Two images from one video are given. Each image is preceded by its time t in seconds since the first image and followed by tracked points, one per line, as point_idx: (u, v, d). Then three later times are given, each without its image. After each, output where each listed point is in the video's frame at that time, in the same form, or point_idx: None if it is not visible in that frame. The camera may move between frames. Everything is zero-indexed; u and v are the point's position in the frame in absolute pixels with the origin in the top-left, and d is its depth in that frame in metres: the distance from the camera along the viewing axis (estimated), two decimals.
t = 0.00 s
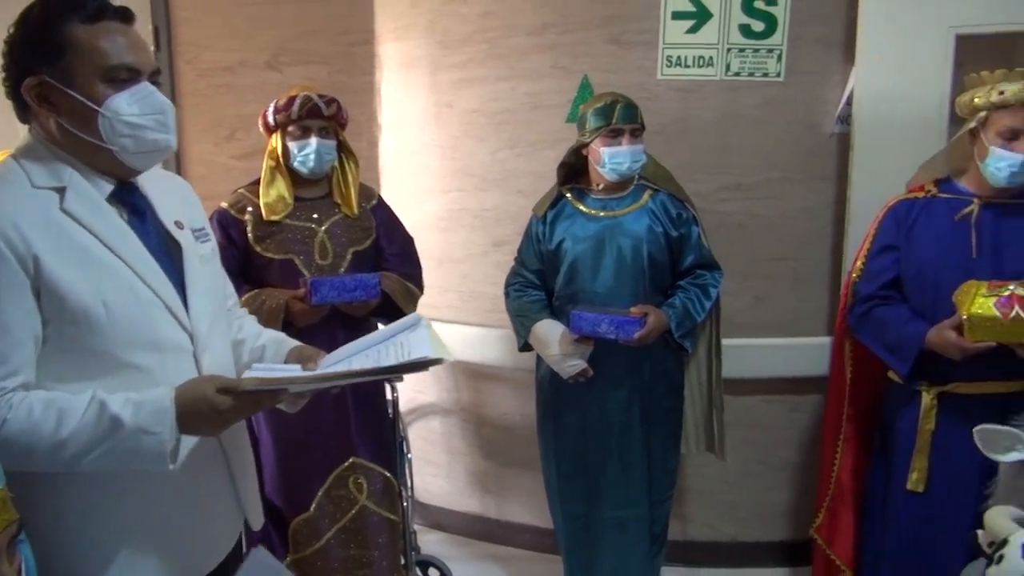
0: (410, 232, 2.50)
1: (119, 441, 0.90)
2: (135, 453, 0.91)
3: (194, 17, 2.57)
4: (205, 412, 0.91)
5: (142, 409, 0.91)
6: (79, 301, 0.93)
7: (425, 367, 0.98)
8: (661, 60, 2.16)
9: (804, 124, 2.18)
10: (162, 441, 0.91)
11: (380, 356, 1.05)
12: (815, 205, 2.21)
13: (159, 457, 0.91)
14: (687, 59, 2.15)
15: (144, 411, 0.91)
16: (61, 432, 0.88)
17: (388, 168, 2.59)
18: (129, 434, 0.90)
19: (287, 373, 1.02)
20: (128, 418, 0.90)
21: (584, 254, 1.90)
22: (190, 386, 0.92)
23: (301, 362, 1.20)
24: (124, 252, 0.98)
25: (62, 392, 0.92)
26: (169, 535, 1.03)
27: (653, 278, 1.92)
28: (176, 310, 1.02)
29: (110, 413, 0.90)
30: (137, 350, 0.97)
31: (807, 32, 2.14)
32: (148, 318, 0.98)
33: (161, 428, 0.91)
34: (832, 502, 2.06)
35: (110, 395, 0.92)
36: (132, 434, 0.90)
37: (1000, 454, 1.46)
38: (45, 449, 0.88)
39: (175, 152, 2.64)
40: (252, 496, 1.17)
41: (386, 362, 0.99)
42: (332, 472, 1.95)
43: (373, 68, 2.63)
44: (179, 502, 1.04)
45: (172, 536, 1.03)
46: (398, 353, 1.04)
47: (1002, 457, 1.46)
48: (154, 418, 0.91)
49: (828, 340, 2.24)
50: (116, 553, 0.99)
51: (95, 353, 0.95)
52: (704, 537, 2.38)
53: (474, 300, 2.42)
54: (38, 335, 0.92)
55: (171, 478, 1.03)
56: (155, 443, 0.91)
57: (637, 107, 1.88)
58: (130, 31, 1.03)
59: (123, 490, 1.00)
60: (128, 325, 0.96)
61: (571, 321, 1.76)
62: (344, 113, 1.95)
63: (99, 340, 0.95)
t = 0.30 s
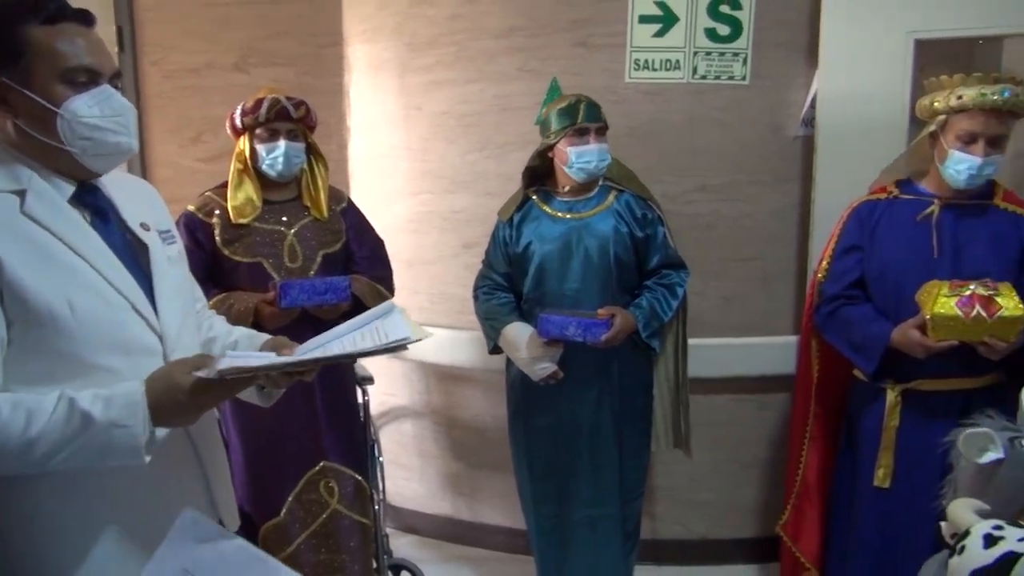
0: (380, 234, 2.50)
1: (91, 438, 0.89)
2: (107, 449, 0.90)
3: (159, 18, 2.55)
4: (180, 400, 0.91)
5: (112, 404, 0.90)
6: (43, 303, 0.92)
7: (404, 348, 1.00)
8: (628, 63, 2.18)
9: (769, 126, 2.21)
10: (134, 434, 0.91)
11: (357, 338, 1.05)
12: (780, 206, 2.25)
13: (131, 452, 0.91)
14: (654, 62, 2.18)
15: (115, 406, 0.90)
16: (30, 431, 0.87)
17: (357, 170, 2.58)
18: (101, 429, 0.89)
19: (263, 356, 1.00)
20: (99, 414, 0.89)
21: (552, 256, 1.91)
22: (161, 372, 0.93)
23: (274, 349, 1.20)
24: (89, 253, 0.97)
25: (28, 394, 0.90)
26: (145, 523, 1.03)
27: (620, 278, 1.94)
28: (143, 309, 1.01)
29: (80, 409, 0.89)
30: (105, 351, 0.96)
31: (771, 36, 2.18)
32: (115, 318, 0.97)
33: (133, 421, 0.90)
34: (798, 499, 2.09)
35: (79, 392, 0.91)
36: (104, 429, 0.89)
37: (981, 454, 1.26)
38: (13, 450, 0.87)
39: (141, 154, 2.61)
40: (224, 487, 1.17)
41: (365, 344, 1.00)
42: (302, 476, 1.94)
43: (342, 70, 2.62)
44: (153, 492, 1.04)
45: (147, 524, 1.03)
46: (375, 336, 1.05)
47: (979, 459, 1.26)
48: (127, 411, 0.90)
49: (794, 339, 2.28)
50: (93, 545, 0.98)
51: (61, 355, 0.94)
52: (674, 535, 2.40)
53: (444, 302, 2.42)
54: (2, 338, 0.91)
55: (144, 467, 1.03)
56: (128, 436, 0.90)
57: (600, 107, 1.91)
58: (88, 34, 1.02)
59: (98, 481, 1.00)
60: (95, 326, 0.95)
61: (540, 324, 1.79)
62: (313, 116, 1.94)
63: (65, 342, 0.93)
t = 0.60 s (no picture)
0: (352, 236, 2.48)
1: (34, 424, 0.90)
2: (49, 435, 0.90)
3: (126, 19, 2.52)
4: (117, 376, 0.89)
5: (47, 392, 0.90)
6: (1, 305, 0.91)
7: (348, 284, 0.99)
8: (598, 65, 2.20)
9: (737, 128, 2.24)
10: (73, 418, 0.89)
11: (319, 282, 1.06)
12: (749, 206, 2.28)
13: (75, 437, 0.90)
14: (624, 64, 2.19)
15: (49, 393, 0.89)
16: None
17: (327, 172, 2.57)
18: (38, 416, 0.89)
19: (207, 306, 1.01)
20: (33, 402, 0.89)
21: (522, 257, 1.91)
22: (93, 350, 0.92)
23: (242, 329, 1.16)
24: (49, 255, 0.97)
25: None
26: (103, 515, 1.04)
27: (587, 277, 1.96)
28: (103, 308, 1.00)
29: (15, 398, 0.89)
30: (66, 354, 0.95)
31: (738, 39, 2.21)
32: (75, 319, 0.96)
33: (70, 406, 0.89)
34: (768, 496, 2.12)
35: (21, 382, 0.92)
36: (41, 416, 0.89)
37: (946, 448, 1.28)
38: None
39: (106, 156, 2.57)
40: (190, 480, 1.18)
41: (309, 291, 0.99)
42: (273, 481, 1.92)
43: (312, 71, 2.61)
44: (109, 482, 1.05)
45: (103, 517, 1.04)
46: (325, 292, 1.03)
47: (944, 452, 1.28)
48: (61, 398, 0.89)
49: (762, 337, 2.31)
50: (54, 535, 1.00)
51: (21, 358, 0.93)
52: (647, 533, 2.42)
53: (417, 304, 2.42)
54: None
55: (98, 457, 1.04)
56: (68, 422, 0.89)
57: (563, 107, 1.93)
58: (50, 29, 1.05)
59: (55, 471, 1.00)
60: (50, 323, 0.94)
61: (511, 327, 1.80)
62: (283, 117, 1.93)
63: (23, 345, 0.93)
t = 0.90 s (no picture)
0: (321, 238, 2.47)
1: (4, 454, 0.90)
2: (21, 466, 0.90)
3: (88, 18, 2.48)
4: (94, 416, 0.92)
5: (21, 424, 0.90)
6: None
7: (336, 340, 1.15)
8: (567, 67, 2.21)
9: (704, 130, 2.27)
10: (45, 451, 0.89)
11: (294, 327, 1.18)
12: (716, 207, 2.31)
13: (47, 470, 0.90)
14: (592, 66, 2.21)
15: (24, 426, 0.89)
16: None
17: (296, 173, 2.55)
18: (12, 448, 0.89)
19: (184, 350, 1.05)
20: (9, 435, 0.89)
21: (488, 258, 1.92)
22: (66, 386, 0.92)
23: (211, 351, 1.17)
24: (11, 267, 0.97)
25: None
26: (75, 533, 1.06)
27: (551, 277, 1.98)
28: (69, 320, 1.00)
29: None
30: (29, 366, 0.96)
31: (704, 42, 2.23)
32: (39, 332, 0.96)
33: (44, 440, 0.89)
34: (737, 493, 2.15)
35: None
36: (15, 448, 0.89)
37: (899, 447, 1.29)
38: None
39: (68, 157, 2.52)
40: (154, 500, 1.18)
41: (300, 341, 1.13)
42: (243, 485, 1.90)
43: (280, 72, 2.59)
44: (80, 505, 1.07)
45: (77, 539, 1.06)
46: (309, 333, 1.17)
47: (897, 451, 1.29)
48: (38, 431, 0.89)
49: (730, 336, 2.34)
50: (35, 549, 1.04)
51: None
52: (618, 532, 2.43)
53: (387, 306, 2.42)
54: None
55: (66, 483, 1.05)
56: (42, 455, 0.90)
57: (524, 110, 1.93)
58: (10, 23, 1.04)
59: (28, 493, 1.03)
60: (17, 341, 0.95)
61: (478, 330, 1.79)
62: (250, 119, 1.92)
63: None
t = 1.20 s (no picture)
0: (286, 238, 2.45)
1: None
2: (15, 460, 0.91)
3: (45, 13, 2.41)
4: (90, 408, 0.95)
5: (19, 416, 0.91)
6: None
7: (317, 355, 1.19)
8: (533, 68, 2.22)
9: (668, 131, 2.30)
10: (43, 444, 0.92)
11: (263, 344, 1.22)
12: (680, 207, 2.34)
13: (41, 462, 0.92)
14: (558, 68, 2.23)
15: (23, 418, 0.91)
16: None
17: (260, 173, 2.53)
18: (11, 440, 0.90)
19: (162, 371, 1.04)
20: (8, 426, 0.90)
21: (449, 259, 1.92)
22: (71, 378, 0.96)
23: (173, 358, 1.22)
24: None
25: None
26: (66, 531, 1.06)
27: (514, 277, 1.99)
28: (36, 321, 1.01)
29: None
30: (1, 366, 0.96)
31: (668, 44, 2.26)
32: (11, 333, 0.97)
33: (45, 431, 0.92)
34: (704, 490, 2.17)
35: None
36: (14, 440, 0.90)
37: (859, 445, 1.31)
38: None
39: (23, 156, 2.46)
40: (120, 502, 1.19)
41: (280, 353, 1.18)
42: (207, 488, 1.88)
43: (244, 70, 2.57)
44: (67, 501, 1.07)
45: (71, 535, 1.06)
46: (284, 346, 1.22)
47: (860, 448, 1.31)
48: (36, 422, 0.92)
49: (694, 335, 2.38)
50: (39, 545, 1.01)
51: None
52: (585, 530, 2.45)
53: (354, 306, 2.40)
54: None
55: (55, 480, 1.05)
56: (38, 447, 0.92)
57: (482, 111, 1.93)
58: None
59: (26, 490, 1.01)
60: None
61: (440, 330, 1.79)
62: (214, 118, 1.89)
63: None
